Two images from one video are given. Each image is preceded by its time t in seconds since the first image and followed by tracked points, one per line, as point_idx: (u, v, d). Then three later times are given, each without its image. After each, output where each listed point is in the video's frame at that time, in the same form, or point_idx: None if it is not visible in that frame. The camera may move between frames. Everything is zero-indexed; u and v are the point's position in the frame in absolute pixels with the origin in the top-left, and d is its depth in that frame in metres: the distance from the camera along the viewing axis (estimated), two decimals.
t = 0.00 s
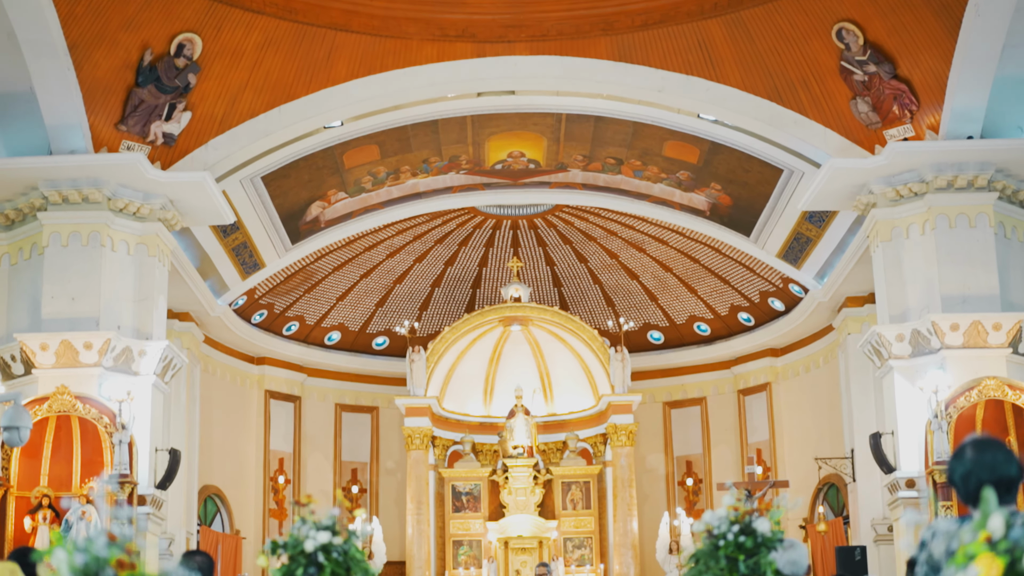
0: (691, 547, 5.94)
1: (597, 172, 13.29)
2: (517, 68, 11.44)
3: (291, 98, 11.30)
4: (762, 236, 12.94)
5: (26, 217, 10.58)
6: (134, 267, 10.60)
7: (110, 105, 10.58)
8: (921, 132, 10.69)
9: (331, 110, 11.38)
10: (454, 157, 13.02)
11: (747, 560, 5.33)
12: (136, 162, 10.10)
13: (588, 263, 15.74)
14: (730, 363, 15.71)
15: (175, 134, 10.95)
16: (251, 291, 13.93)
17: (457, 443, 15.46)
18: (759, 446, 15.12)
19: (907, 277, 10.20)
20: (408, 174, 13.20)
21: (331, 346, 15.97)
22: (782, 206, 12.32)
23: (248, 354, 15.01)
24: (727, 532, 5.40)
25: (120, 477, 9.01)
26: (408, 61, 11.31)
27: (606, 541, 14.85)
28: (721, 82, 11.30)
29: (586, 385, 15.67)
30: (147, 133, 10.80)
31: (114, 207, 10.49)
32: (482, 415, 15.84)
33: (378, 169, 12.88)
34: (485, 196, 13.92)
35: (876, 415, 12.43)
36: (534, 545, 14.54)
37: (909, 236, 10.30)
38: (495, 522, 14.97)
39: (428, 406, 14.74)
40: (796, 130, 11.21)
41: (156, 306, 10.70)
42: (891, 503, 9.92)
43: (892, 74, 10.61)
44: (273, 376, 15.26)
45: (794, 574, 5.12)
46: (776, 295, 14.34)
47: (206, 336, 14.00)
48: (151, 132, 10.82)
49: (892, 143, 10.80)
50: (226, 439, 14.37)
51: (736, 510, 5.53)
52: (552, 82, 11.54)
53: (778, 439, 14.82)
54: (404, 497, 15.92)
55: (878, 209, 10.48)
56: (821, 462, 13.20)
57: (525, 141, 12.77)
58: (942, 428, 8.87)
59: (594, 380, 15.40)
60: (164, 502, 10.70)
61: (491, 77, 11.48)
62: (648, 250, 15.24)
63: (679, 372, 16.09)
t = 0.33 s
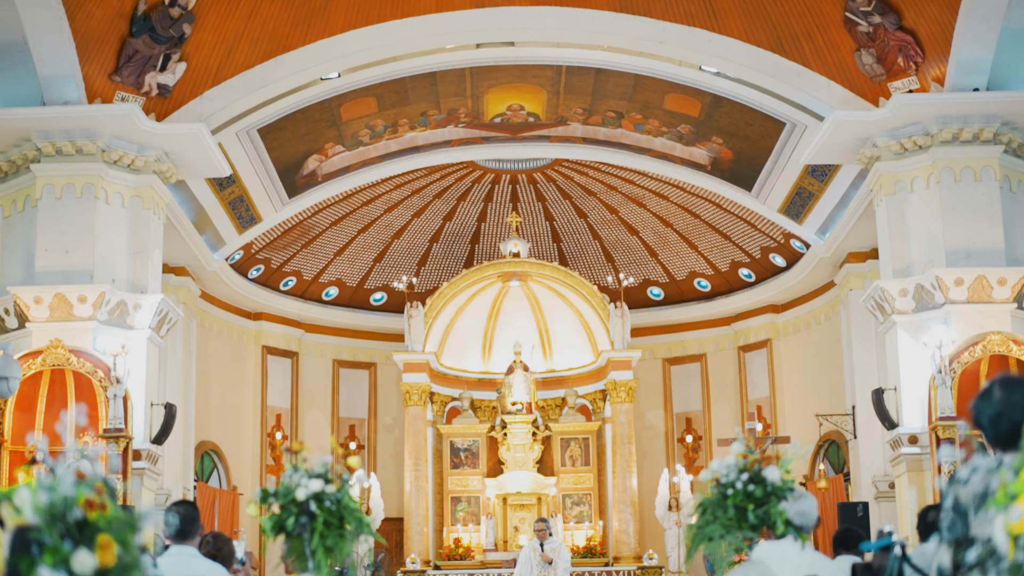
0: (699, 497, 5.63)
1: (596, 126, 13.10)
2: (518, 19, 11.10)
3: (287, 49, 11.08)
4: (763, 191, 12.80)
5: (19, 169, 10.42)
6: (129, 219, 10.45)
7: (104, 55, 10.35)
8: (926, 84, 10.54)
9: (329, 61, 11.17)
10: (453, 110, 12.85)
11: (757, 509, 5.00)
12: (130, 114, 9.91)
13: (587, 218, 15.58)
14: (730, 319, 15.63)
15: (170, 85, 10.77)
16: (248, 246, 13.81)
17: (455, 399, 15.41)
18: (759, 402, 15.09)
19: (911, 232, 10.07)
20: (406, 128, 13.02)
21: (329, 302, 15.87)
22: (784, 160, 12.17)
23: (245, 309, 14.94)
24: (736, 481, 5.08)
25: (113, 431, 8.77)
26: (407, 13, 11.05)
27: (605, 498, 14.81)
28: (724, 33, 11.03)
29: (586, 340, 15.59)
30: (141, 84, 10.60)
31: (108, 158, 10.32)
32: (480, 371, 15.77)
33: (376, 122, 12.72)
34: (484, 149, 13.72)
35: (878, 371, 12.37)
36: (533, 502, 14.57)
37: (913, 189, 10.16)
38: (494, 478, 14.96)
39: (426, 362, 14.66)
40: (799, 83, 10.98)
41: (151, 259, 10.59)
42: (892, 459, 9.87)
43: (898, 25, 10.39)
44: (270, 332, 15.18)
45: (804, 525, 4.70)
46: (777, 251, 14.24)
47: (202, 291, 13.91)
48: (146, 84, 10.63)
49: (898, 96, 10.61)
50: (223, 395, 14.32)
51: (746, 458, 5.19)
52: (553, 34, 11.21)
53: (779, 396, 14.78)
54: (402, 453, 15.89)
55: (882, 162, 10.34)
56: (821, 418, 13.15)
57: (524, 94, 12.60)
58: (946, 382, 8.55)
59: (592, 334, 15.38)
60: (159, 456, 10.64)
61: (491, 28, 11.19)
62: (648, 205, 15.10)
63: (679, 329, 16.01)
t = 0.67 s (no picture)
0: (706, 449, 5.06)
1: (596, 82, 12.90)
2: None
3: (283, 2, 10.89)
4: (764, 148, 12.66)
5: (10, 123, 10.25)
6: (122, 173, 10.29)
7: (96, 7, 10.03)
8: (932, 40, 10.25)
9: (327, 13, 10.94)
10: (450, 65, 12.66)
11: (769, 463, 4.66)
12: (123, 66, 9.73)
13: (586, 176, 15.40)
14: (730, 278, 15.54)
15: (164, 38, 10.45)
16: (243, 202, 13.68)
17: (452, 358, 15.29)
18: (759, 361, 15.04)
19: (915, 189, 9.93)
20: (403, 83, 12.83)
21: (325, 261, 15.73)
22: (786, 117, 12.01)
23: (241, 267, 14.84)
24: (747, 433, 4.70)
25: (107, 388, 8.69)
26: None
27: (603, 457, 14.79)
28: None
29: (585, 300, 15.46)
30: (134, 37, 10.32)
31: (101, 112, 10.15)
32: (478, 330, 15.67)
33: (372, 78, 12.53)
34: (482, 105, 13.53)
35: (879, 329, 12.29)
36: (531, 461, 14.39)
37: (917, 145, 9.99)
38: (491, 437, 14.91)
39: (423, 321, 14.53)
40: (801, 37, 10.77)
41: (145, 214, 10.44)
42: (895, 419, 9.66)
43: None
44: (266, 290, 15.09)
45: (817, 479, 4.68)
46: (778, 209, 14.12)
47: (197, 248, 13.81)
48: (139, 36, 10.34)
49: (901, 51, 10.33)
50: (218, 353, 14.25)
51: (757, 409, 4.80)
52: None
53: (779, 355, 14.73)
54: (399, 412, 15.81)
55: (886, 117, 10.18)
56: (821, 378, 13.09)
57: (523, 49, 12.40)
58: (951, 341, 8.50)
59: (591, 293, 15.28)
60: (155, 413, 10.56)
61: None
62: (648, 162, 14.95)
63: (679, 288, 15.91)
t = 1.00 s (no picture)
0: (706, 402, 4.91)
1: (595, 39, 12.67)
2: None
3: None
4: (765, 107, 12.50)
5: None
6: (113, 130, 10.12)
7: None
8: None
9: None
10: (447, 22, 12.44)
11: (779, 417, 4.45)
12: (113, 21, 9.45)
13: (585, 135, 15.21)
14: (729, 240, 15.43)
15: None
16: (237, 161, 13.53)
17: (448, 319, 15.25)
18: (758, 323, 14.97)
19: (919, 148, 9.80)
20: (399, 41, 12.62)
21: (321, 221, 15.59)
22: (787, 75, 11.82)
23: (235, 227, 14.74)
24: (757, 385, 4.47)
25: (97, 347, 8.65)
26: None
27: (601, 419, 14.75)
28: None
29: (583, 261, 15.33)
30: None
31: (91, 68, 9.93)
32: (475, 291, 15.56)
33: (368, 35, 12.32)
34: (480, 64, 13.32)
35: (880, 291, 12.20)
36: (527, 425, 14.34)
37: (921, 103, 9.84)
38: (487, 399, 14.84)
39: (419, 282, 14.42)
40: None
41: (137, 171, 10.28)
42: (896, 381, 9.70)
43: None
44: (260, 251, 14.98)
45: (829, 436, 4.51)
46: (778, 170, 13.99)
47: (191, 208, 13.71)
48: None
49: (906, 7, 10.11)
50: (212, 313, 14.17)
51: (766, 359, 4.60)
52: None
53: (779, 318, 14.69)
54: (395, 374, 15.71)
55: (889, 75, 10.00)
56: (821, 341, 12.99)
57: (521, 6, 12.18)
58: (954, 302, 8.44)
59: (589, 254, 15.14)
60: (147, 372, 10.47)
61: None
62: (647, 122, 14.78)
63: (678, 250, 15.77)
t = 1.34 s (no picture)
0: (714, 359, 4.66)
1: None
2: None
3: None
4: (763, 69, 12.32)
5: None
6: (102, 89, 9.95)
7: None
8: None
9: None
10: None
11: (788, 371, 4.31)
12: None
13: (582, 98, 15.01)
14: (728, 204, 15.30)
15: None
16: (229, 122, 13.39)
17: (444, 284, 15.15)
18: (756, 289, 14.88)
19: (920, 109, 9.65)
20: None
21: (314, 184, 15.43)
22: (787, 37, 11.58)
23: (228, 190, 14.62)
24: (765, 337, 4.34)
25: (85, 309, 8.49)
26: None
27: (597, 385, 14.69)
28: None
29: (579, 225, 15.19)
30: None
31: (79, 25, 9.70)
32: (470, 256, 15.45)
33: None
34: (475, 24, 12.99)
35: (880, 255, 12.11)
36: (524, 390, 14.25)
37: (924, 64, 9.67)
38: (482, 364, 14.75)
39: (414, 246, 14.27)
40: None
41: (127, 131, 10.08)
42: (896, 346, 9.58)
43: None
44: (254, 214, 14.88)
45: (842, 391, 4.38)
46: (777, 133, 13.87)
47: (183, 169, 13.63)
48: None
49: None
50: (205, 277, 14.08)
51: (777, 310, 4.45)
52: None
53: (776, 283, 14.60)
54: (389, 339, 15.60)
55: (892, 35, 9.82)
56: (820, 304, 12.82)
57: None
58: (956, 266, 8.33)
59: (585, 219, 14.99)
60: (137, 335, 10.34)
61: None
62: (645, 84, 14.59)
63: (675, 214, 15.65)
